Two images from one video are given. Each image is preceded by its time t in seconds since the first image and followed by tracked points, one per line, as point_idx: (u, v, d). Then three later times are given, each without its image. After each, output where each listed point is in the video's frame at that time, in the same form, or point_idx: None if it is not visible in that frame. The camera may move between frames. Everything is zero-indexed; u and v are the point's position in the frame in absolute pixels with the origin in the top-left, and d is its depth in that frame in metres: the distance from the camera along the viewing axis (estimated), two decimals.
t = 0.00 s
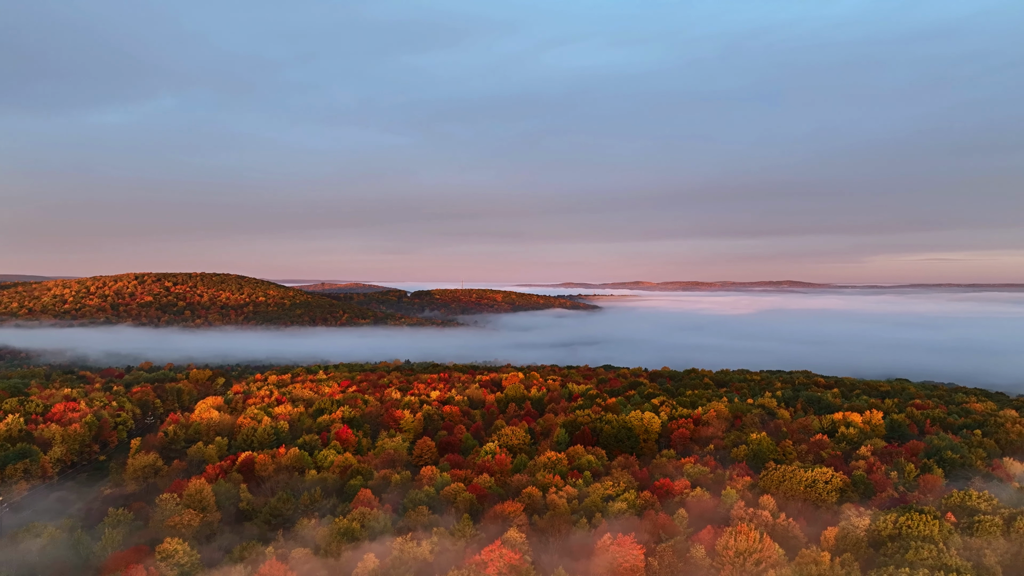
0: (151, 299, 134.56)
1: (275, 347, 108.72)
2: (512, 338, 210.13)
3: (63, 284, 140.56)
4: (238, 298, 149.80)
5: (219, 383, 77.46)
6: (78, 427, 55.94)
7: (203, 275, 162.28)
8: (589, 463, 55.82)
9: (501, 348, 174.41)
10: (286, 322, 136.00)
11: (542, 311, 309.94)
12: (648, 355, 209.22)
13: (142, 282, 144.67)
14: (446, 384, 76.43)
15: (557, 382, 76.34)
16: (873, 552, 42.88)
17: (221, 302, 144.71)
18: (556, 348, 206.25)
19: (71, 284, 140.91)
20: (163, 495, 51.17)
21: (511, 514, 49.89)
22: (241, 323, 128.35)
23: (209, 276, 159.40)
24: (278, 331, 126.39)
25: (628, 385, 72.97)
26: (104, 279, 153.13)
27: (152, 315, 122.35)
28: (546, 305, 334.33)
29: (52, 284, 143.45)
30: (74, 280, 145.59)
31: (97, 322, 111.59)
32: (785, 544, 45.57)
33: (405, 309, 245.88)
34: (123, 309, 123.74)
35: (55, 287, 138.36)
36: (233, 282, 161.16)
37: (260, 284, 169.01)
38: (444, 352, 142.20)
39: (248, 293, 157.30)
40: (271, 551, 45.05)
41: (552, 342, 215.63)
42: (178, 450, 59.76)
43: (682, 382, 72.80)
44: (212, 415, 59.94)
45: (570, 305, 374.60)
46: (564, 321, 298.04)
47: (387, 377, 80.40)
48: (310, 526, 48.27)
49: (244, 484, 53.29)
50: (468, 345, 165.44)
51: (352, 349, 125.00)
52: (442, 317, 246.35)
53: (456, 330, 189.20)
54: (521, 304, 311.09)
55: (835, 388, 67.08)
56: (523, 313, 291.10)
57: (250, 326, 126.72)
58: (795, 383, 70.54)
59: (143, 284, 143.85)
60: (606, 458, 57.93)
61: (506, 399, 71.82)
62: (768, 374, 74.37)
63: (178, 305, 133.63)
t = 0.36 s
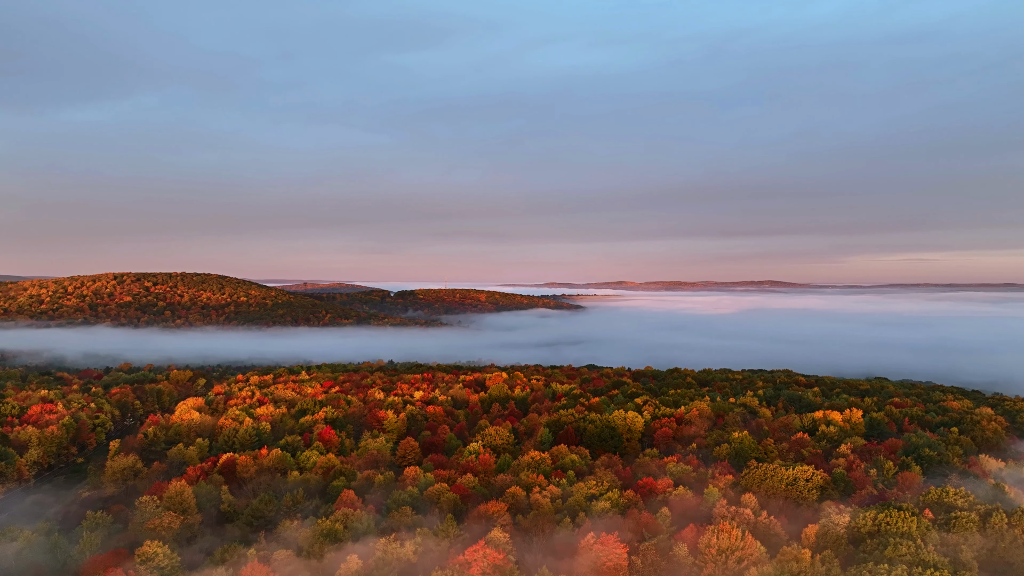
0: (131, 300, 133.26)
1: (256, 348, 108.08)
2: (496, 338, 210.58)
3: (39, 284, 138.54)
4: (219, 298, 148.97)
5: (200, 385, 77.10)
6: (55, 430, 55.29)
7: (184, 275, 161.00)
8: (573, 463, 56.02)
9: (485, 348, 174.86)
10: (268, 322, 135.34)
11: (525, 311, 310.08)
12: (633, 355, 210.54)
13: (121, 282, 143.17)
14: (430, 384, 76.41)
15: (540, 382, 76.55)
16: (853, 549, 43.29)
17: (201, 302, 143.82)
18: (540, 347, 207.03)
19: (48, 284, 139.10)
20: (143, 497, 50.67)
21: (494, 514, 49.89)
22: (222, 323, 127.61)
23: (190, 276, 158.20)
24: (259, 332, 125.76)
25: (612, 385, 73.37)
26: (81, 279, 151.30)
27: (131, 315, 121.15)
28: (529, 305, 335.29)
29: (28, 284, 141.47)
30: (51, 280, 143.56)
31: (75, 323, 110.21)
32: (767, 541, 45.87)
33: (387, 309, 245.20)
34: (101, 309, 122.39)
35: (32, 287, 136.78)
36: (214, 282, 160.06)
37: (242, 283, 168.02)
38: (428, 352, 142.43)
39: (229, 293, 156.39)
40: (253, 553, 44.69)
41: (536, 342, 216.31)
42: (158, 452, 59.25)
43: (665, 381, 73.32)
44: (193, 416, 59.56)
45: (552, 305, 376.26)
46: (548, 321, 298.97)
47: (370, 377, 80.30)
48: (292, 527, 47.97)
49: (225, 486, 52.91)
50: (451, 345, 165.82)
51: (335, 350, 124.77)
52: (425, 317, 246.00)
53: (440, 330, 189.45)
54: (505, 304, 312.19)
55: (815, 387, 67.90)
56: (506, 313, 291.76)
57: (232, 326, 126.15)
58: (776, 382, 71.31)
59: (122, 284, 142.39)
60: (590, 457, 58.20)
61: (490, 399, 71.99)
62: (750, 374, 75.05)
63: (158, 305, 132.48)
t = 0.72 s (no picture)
0: (111, 300, 131.84)
1: (239, 348, 107.32)
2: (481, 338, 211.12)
3: (17, 284, 136.52)
4: (201, 298, 148.02)
5: (182, 385, 76.57)
6: (33, 432, 54.64)
7: (166, 275, 159.59)
8: (558, 462, 56.20)
9: (469, 348, 175.20)
10: (250, 322, 134.93)
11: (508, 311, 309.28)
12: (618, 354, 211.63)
13: (101, 281, 141.60)
14: (415, 384, 76.34)
15: (526, 382, 76.72)
16: (835, 546, 43.66)
17: (183, 302, 142.88)
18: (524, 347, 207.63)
19: (26, 284, 137.18)
20: (124, 500, 50.17)
21: (479, 513, 49.88)
22: (204, 323, 126.68)
23: (172, 276, 156.85)
24: (241, 332, 125.12)
25: (596, 384, 73.72)
26: (59, 279, 149.30)
27: (111, 315, 119.81)
28: (512, 305, 335.60)
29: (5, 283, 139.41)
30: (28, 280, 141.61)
31: (54, 323, 108.71)
32: (750, 539, 46.14)
33: (370, 309, 244.23)
34: (81, 309, 120.98)
35: (9, 287, 134.99)
36: (196, 281, 158.79)
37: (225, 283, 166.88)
38: (412, 352, 142.54)
39: (212, 293, 155.39)
40: (235, 555, 44.33)
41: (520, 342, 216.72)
42: (139, 454, 58.72)
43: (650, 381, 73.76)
44: (174, 418, 59.17)
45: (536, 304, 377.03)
46: (531, 321, 299.18)
47: (355, 377, 80.13)
48: (276, 529, 47.68)
49: (208, 487, 52.53)
50: (436, 345, 165.98)
51: (318, 350, 124.44)
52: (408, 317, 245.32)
53: (425, 330, 189.57)
54: (490, 304, 313.11)
55: (797, 386, 68.61)
56: (489, 313, 291.94)
57: (214, 326, 125.57)
58: (759, 381, 71.98)
59: (102, 284, 140.82)
60: (575, 456, 58.43)
61: (475, 399, 72.12)
62: (734, 373, 75.65)
63: (138, 305, 131.30)
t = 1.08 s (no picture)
0: (89, 300, 130.16)
1: (220, 350, 106.58)
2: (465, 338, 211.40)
3: None
4: (182, 299, 146.77)
5: (161, 386, 75.85)
6: (9, 434, 53.93)
7: (146, 275, 157.84)
8: (542, 462, 56.36)
9: (452, 347, 175.43)
10: (231, 322, 134.21)
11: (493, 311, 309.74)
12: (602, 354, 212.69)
13: (78, 282, 139.71)
14: (398, 384, 76.24)
15: (510, 382, 76.86)
16: (815, 543, 44.08)
17: (162, 303, 141.54)
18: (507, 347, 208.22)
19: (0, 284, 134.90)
20: (103, 503, 49.56)
21: (463, 513, 49.91)
22: (184, 324, 125.63)
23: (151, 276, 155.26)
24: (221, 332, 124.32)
25: (580, 384, 74.07)
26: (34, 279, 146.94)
27: (89, 316, 118.25)
28: (496, 305, 336.15)
29: None
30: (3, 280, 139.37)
31: (31, 324, 107.03)
32: (732, 537, 46.48)
33: (353, 309, 242.98)
34: (58, 310, 119.34)
35: None
36: (176, 281, 157.25)
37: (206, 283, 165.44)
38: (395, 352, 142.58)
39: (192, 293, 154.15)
40: (217, 557, 43.94)
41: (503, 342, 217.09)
42: (118, 456, 58.07)
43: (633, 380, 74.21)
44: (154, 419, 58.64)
45: (521, 305, 377.95)
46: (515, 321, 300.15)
47: (337, 377, 79.85)
48: (258, 531, 47.35)
49: (189, 489, 52.05)
50: (419, 345, 166.02)
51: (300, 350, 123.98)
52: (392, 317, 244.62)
53: (408, 330, 189.56)
54: (474, 304, 313.82)
55: (778, 385, 69.37)
56: (472, 313, 292.09)
57: (194, 326, 124.83)
58: (741, 380, 72.68)
59: (79, 284, 138.94)
60: (558, 456, 58.63)
61: (459, 399, 72.21)
62: (716, 372, 76.34)
63: (117, 305, 129.85)
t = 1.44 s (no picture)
0: (69, 300, 128.60)
1: (203, 350, 105.95)
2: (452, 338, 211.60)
3: None
4: (164, 299, 145.56)
5: (142, 387, 75.18)
6: None
7: (127, 275, 156.27)
8: (527, 462, 56.46)
9: (437, 347, 175.61)
10: (214, 322, 133.41)
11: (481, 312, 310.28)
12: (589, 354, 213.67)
13: (58, 282, 138.01)
14: (383, 385, 76.14)
15: (495, 381, 76.99)
16: (797, 540, 44.48)
17: (144, 303, 140.23)
18: (494, 347, 208.80)
19: None
20: (83, 505, 49.00)
21: (448, 514, 49.97)
22: (166, 324, 124.69)
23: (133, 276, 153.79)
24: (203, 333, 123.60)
25: (565, 384, 74.36)
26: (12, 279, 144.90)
27: (68, 316, 116.99)
28: (484, 305, 336.79)
29: None
30: None
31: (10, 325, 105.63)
32: (715, 534, 46.79)
33: (337, 309, 241.80)
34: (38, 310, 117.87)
35: None
36: (159, 281, 155.88)
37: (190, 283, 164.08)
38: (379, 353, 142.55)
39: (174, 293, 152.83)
40: (199, 559, 43.58)
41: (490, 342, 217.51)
42: (99, 458, 57.48)
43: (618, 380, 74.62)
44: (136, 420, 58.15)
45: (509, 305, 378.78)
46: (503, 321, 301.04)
47: (322, 377, 79.59)
48: (241, 532, 47.06)
49: (171, 491, 51.62)
50: (403, 345, 166.19)
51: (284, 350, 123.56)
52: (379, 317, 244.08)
53: (393, 330, 189.49)
54: (461, 305, 314.24)
55: (761, 384, 70.03)
56: (460, 312, 292.33)
57: (176, 327, 124.01)
58: (724, 380, 73.36)
59: (59, 284, 137.23)
60: (544, 456, 58.77)
61: (444, 399, 72.25)
62: (700, 372, 77.02)
63: (97, 305, 128.44)
